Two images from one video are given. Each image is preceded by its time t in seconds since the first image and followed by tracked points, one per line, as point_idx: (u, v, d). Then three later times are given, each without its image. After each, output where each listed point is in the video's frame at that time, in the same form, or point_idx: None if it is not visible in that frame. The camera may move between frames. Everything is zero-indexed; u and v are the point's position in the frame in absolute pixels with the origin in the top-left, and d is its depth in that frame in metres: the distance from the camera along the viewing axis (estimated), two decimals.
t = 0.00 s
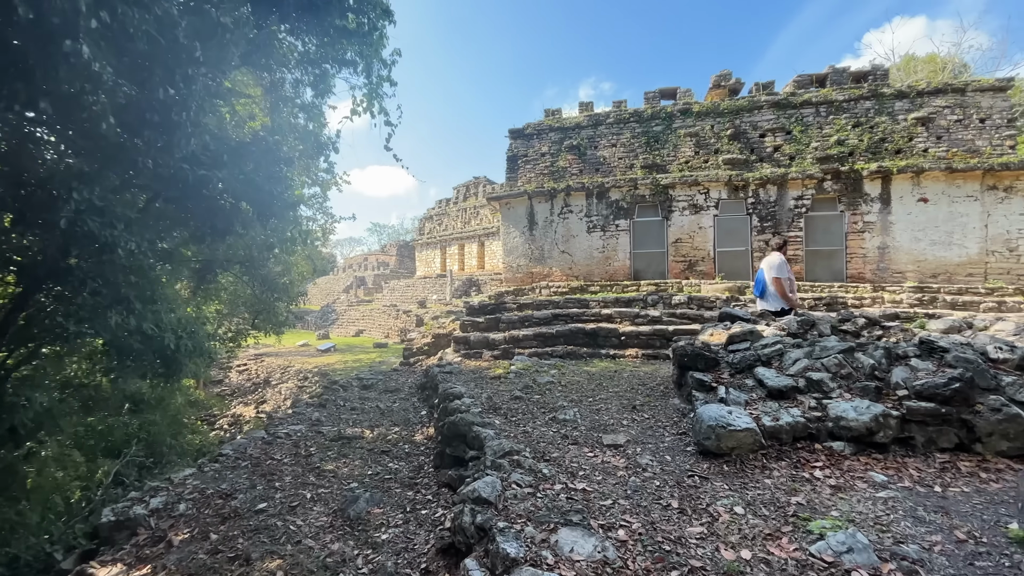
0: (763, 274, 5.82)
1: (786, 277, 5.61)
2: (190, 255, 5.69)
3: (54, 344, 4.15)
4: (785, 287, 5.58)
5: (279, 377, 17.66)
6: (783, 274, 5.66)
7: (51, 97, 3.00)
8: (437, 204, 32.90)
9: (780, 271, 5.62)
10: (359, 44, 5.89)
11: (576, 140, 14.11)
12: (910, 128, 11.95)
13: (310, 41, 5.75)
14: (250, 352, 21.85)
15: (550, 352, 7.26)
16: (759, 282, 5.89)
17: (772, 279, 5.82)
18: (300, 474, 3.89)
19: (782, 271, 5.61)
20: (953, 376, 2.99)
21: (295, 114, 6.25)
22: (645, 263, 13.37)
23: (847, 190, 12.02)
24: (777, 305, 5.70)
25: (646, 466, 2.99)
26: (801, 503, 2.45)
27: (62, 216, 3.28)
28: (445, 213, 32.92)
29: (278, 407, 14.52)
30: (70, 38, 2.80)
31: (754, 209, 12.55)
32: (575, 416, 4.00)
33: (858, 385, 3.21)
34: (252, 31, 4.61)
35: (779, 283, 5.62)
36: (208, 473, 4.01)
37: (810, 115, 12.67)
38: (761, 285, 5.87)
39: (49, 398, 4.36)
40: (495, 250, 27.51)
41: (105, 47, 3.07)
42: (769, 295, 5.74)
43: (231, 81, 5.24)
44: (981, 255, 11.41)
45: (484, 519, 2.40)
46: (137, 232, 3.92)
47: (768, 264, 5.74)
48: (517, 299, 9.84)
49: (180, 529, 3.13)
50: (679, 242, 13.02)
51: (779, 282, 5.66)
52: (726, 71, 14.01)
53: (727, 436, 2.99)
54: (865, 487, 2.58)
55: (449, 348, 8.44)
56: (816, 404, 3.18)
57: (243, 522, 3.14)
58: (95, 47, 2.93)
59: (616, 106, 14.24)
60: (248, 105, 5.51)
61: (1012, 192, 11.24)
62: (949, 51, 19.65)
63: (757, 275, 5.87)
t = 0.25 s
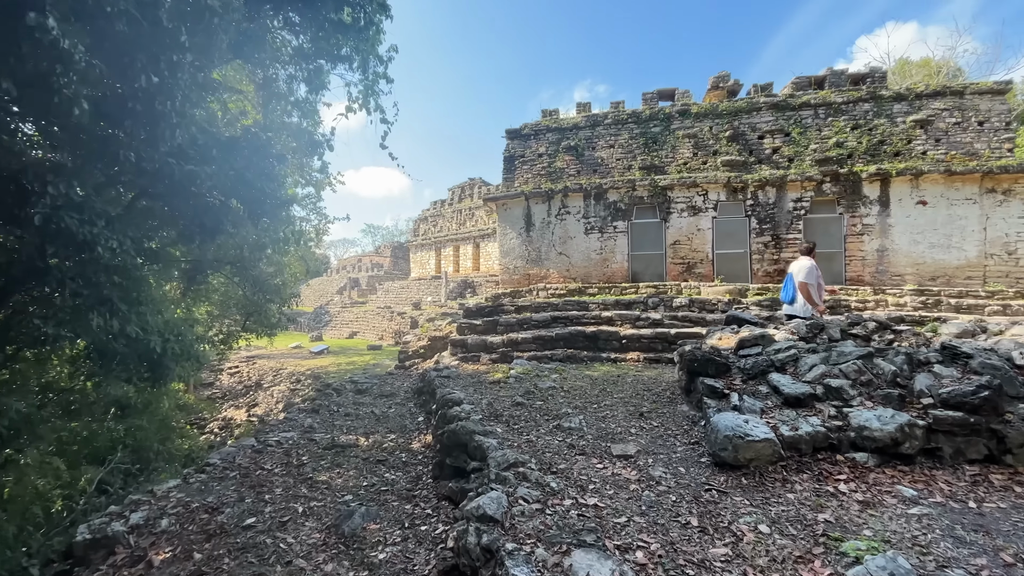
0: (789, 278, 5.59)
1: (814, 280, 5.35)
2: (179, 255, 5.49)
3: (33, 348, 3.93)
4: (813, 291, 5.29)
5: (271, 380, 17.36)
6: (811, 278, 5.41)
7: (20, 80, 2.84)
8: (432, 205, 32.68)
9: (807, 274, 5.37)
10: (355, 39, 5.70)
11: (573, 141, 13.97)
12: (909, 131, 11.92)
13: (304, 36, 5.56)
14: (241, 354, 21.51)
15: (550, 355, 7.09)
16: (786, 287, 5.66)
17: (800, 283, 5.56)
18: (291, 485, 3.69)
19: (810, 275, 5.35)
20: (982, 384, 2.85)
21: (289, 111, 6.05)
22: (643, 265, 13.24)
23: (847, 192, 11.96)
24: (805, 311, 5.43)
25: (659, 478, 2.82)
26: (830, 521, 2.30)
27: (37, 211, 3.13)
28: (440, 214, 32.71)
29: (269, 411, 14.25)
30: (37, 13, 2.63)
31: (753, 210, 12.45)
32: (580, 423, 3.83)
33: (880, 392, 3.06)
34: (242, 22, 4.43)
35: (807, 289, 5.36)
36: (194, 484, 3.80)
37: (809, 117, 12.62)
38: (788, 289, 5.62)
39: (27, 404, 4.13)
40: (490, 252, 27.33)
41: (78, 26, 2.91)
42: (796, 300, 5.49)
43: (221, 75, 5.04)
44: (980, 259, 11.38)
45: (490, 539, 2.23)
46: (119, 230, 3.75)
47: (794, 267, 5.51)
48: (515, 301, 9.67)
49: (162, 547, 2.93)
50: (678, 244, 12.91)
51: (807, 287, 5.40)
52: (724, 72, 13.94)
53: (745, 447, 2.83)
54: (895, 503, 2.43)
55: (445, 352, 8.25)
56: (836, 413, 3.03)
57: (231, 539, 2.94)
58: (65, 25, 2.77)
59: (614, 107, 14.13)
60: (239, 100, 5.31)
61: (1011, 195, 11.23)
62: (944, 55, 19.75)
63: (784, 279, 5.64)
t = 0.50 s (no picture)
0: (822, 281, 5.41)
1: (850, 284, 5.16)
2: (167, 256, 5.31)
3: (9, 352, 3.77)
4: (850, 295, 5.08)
5: (261, 384, 17.03)
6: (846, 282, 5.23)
7: None
8: (427, 208, 32.48)
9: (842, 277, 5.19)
10: (350, 35, 5.53)
11: (571, 143, 13.86)
12: (906, 136, 11.92)
13: (297, 31, 5.39)
14: (231, 358, 21.12)
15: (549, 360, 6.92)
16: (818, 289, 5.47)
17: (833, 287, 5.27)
18: (281, 499, 3.49)
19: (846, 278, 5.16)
20: (1011, 393, 2.71)
21: (281, 110, 5.87)
22: (640, 269, 13.12)
23: (844, 196, 11.93)
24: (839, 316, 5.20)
25: (674, 493, 2.67)
26: (861, 541, 2.14)
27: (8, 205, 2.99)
28: (435, 218, 32.51)
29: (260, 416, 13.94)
30: None
31: (750, 214, 12.39)
32: (586, 432, 3.66)
33: (902, 402, 2.92)
34: (232, 13, 4.27)
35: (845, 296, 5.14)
36: (177, 499, 3.59)
37: (807, 121, 12.59)
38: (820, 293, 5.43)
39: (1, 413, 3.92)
40: (485, 255, 27.14)
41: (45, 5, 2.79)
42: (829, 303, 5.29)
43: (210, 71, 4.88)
44: (977, 263, 11.37)
45: (497, 563, 2.06)
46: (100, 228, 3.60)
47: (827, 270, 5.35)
48: (512, 305, 9.49)
49: (140, 569, 2.72)
50: (675, 248, 12.81)
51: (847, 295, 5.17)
52: (721, 76, 13.90)
53: (765, 460, 2.68)
54: (929, 521, 2.28)
55: (442, 356, 8.05)
56: (857, 424, 2.88)
57: (215, 560, 2.75)
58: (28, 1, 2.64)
59: (611, 110, 14.04)
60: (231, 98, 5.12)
61: (1007, 200, 11.24)
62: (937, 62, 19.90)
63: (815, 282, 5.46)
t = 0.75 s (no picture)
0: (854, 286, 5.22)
1: (887, 288, 4.95)
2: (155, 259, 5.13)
3: None
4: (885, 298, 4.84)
5: (254, 388, 16.75)
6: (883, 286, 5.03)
7: None
8: (422, 210, 32.29)
9: (877, 280, 4.97)
10: (347, 32, 5.38)
11: (569, 145, 13.75)
12: (904, 139, 11.90)
13: (295, 26, 5.23)
14: (222, 361, 20.79)
15: (551, 365, 6.76)
16: (850, 294, 5.29)
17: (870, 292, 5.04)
18: (275, 515, 3.30)
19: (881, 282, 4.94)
20: None
21: (276, 107, 5.68)
22: (639, 272, 13.02)
23: (843, 200, 11.90)
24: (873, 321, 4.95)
25: (694, 510, 2.52)
26: (901, 565, 2.00)
27: None
28: (430, 220, 32.31)
29: (252, 421, 13.67)
30: None
31: (750, 218, 12.32)
32: (596, 443, 3.50)
33: (931, 413, 2.79)
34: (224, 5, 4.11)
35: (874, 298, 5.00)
36: (163, 515, 3.39)
37: (805, 124, 12.56)
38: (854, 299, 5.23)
39: None
40: (481, 258, 26.97)
41: None
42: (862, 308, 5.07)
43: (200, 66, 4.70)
44: (976, 268, 11.35)
45: None
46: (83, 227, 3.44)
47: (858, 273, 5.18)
48: (511, 309, 9.33)
49: None
50: (674, 251, 12.72)
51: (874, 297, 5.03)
52: (720, 79, 13.85)
53: (791, 475, 2.53)
54: (970, 541, 2.14)
55: (440, 361, 7.87)
56: (885, 436, 2.75)
57: None
58: None
59: (610, 112, 13.95)
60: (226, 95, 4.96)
61: (1005, 205, 11.24)
62: (931, 68, 20.03)
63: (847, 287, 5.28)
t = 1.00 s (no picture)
0: (889, 288, 5.01)
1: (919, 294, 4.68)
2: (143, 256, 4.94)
3: None
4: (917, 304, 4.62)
5: (244, 391, 16.43)
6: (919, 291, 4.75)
7: None
8: (416, 211, 32.06)
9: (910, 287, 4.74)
10: (343, 24, 5.18)
11: (566, 145, 13.64)
12: (902, 142, 11.90)
13: (290, 16, 5.04)
14: (212, 364, 20.42)
15: (552, 367, 6.61)
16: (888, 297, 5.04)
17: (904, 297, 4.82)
18: (267, 525, 3.11)
19: (914, 285, 4.69)
20: None
21: (270, 101, 5.48)
22: (637, 274, 12.91)
23: (841, 202, 11.88)
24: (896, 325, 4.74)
25: (719, 520, 2.36)
26: None
27: None
28: (424, 221, 32.09)
29: (242, 425, 13.38)
30: None
31: (748, 219, 12.26)
32: (606, 447, 3.34)
33: (963, 416, 2.66)
34: None
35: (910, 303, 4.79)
36: (147, 527, 3.18)
37: (803, 126, 12.53)
38: (890, 303, 5.03)
39: None
40: (476, 260, 26.78)
41: None
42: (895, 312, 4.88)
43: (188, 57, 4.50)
44: (973, 270, 11.35)
45: None
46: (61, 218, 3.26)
47: (895, 274, 4.95)
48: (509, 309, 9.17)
49: None
50: (672, 252, 12.63)
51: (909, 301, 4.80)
52: (718, 80, 13.81)
53: (821, 482, 2.38)
54: (1017, 553, 2.00)
55: (437, 363, 7.68)
56: (915, 440, 2.62)
57: None
58: None
59: (607, 112, 13.86)
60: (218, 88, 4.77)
61: (1002, 207, 11.25)
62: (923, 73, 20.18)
63: (882, 289, 5.08)
